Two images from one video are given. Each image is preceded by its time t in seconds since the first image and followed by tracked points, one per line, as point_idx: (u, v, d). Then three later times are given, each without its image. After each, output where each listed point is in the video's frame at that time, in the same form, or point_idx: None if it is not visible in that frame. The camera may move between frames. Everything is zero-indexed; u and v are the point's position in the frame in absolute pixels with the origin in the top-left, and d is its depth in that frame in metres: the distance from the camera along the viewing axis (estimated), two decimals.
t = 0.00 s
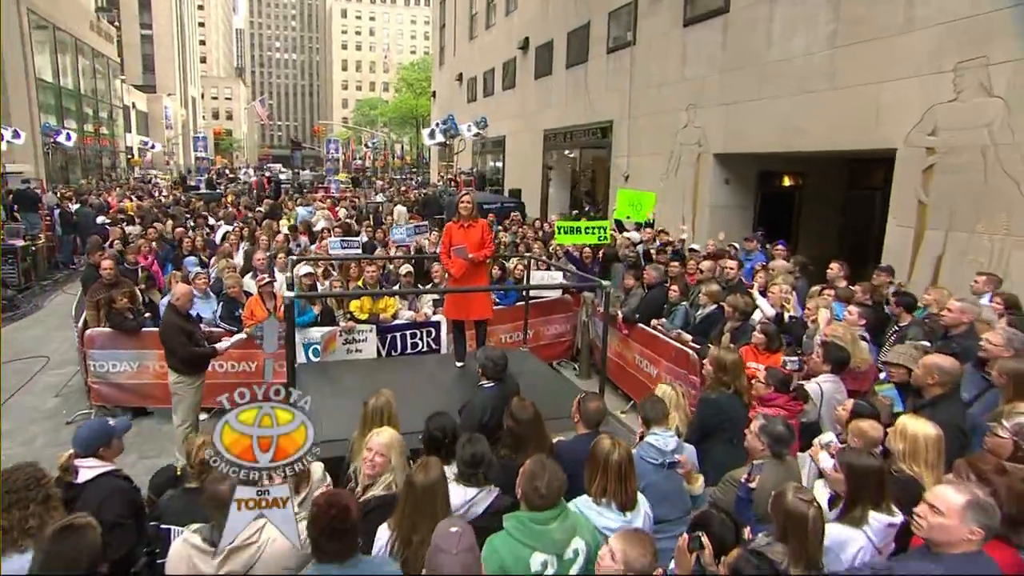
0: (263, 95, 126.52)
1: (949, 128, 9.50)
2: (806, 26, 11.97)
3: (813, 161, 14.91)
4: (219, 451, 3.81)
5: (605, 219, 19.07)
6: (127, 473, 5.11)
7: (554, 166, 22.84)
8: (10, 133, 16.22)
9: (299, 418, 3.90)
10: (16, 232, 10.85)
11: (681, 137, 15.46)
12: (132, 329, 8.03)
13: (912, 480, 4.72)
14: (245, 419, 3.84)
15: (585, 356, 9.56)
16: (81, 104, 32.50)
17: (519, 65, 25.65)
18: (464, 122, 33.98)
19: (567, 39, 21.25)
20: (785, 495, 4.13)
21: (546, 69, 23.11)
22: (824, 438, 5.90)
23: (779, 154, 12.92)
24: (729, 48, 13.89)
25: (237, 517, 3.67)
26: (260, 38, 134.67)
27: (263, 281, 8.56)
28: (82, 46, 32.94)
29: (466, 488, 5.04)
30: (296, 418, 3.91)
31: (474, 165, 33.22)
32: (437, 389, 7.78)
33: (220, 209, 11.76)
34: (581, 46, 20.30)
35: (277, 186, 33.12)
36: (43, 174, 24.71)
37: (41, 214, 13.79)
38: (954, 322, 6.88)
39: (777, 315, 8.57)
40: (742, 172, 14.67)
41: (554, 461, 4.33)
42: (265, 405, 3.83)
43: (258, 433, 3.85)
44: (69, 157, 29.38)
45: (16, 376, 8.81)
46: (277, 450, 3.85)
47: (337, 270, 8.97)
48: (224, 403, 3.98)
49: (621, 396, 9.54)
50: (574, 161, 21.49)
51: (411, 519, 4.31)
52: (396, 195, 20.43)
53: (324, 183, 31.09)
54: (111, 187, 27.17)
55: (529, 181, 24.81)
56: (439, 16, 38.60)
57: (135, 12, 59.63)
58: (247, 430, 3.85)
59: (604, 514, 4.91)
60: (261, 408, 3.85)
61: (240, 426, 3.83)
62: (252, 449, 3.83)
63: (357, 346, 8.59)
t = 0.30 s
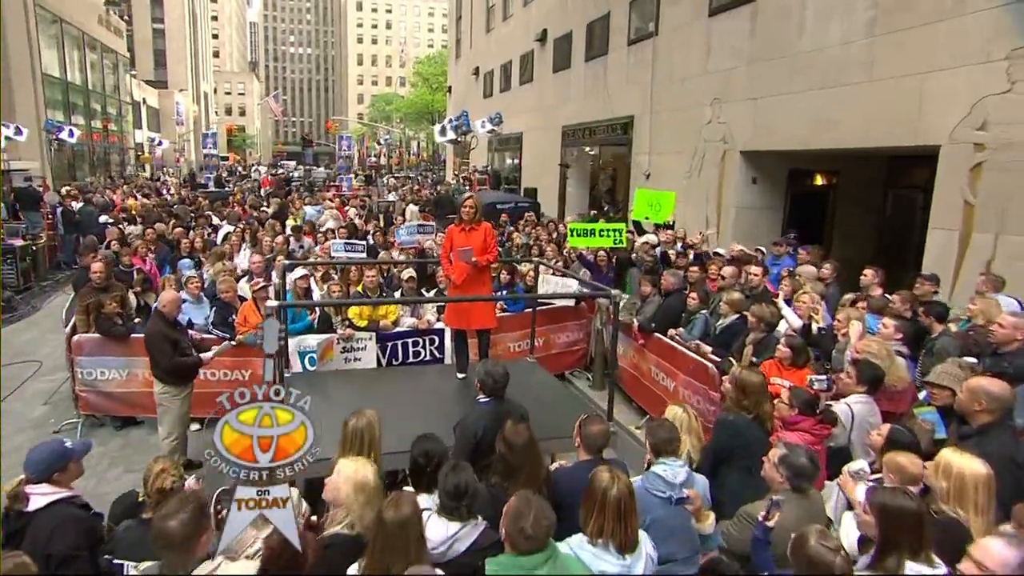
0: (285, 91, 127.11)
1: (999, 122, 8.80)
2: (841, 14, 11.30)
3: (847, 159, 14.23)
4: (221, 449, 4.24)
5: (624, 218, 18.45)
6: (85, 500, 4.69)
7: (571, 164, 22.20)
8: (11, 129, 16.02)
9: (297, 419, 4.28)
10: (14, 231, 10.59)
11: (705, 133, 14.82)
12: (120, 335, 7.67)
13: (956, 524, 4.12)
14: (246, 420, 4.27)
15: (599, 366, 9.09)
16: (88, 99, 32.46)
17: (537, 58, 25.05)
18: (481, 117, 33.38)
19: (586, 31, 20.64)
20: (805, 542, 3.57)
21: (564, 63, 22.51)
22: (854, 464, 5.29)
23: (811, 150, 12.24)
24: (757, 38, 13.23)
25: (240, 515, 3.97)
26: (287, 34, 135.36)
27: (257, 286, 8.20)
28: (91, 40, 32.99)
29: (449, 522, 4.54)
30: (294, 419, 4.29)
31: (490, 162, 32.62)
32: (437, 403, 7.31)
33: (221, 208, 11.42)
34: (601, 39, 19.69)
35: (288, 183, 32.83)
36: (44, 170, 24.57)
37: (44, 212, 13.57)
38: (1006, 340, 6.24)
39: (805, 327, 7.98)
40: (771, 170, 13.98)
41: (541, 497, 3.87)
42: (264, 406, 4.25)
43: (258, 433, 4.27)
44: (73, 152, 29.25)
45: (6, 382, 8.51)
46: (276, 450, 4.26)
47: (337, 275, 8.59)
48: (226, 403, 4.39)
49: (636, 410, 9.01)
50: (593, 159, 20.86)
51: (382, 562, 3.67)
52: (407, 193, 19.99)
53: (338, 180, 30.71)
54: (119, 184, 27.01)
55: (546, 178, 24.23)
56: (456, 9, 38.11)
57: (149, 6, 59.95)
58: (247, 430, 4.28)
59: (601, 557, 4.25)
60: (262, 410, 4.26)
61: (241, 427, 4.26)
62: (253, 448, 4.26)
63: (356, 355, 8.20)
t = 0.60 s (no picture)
0: (310, 88, 127.78)
1: None
2: (879, 2, 10.64)
3: (884, 156, 13.56)
4: (221, 447, 4.54)
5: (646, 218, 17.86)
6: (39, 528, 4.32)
7: (590, 162, 21.62)
8: (16, 126, 15.89)
9: (297, 420, 4.59)
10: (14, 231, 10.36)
11: (732, 130, 14.19)
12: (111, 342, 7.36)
13: None
14: (246, 420, 4.56)
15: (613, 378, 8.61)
16: (100, 96, 32.57)
17: (557, 51, 24.48)
18: (499, 114, 32.88)
19: (608, 24, 20.05)
20: None
21: (584, 56, 21.93)
22: (888, 499, 4.89)
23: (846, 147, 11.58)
24: (787, 29, 12.59)
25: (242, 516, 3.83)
26: (316, 30, 136.11)
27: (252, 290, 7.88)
28: (103, 36, 33.05)
29: (427, 562, 4.03)
30: (294, 420, 4.59)
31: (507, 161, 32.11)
32: (438, 418, 6.89)
33: (227, 207, 11.11)
34: (623, 31, 19.10)
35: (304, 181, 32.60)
36: (51, 167, 24.57)
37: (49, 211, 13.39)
38: None
39: (834, 340, 7.41)
40: (803, 169, 13.32)
41: (526, 541, 3.56)
42: (264, 407, 4.55)
43: (258, 433, 4.57)
44: (83, 150, 29.30)
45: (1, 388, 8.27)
46: (276, 450, 4.58)
47: (337, 280, 8.26)
48: (226, 403, 4.67)
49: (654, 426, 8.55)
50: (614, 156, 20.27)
51: None
52: (420, 192, 19.57)
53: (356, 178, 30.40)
54: (132, 182, 26.95)
55: (565, 176, 23.68)
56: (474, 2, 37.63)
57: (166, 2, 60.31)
58: (247, 431, 4.58)
59: None
60: (262, 411, 4.56)
61: (242, 427, 4.56)
62: (253, 448, 4.59)
63: (352, 363, 7.92)
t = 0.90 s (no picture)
0: (340, 84, 128.39)
1: None
2: None
3: (925, 157, 13.00)
4: (220, 449, 4.18)
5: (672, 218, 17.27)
6: None
7: (612, 160, 21.06)
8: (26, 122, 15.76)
9: (298, 419, 4.21)
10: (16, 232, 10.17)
11: (762, 126, 13.56)
12: (103, 348, 7.07)
13: None
14: (245, 420, 4.20)
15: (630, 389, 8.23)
16: (115, 93, 32.69)
17: (580, 45, 23.92)
18: (521, 110, 32.39)
19: (633, 16, 19.46)
20: None
21: (607, 50, 21.36)
22: (924, 540, 4.28)
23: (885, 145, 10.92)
24: (822, 19, 11.96)
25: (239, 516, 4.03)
26: (347, 27, 136.75)
27: (252, 294, 7.57)
28: (116, 32, 33.17)
29: None
30: (294, 419, 4.21)
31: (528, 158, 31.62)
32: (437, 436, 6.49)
33: (233, 206, 10.82)
34: (648, 24, 18.51)
35: (324, 179, 32.37)
36: (63, 164, 24.56)
37: (56, 210, 13.23)
38: None
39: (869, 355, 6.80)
40: (839, 167, 12.64)
41: None
42: (264, 406, 4.18)
43: (258, 433, 4.21)
44: (96, 147, 29.35)
45: None
46: (276, 450, 4.20)
47: (338, 284, 7.92)
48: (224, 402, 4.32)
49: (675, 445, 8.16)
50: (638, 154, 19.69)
51: None
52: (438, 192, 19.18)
53: (377, 175, 30.09)
54: (149, 179, 26.91)
55: (588, 173, 23.14)
56: None
57: None
58: (247, 430, 4.22)
59: None
60: (261, 410, 4.19)
61: (241, 427, 4.20)
62: (253, 448, 4.22)
63: (353, 370, 7.59)
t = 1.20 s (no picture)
0: (369, 80, 128.85)
1: None
2: None
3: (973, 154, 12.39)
4: (220, 448, 4.03)
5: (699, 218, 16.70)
6: None
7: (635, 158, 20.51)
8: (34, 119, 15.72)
9: (298, 419, 4.02)
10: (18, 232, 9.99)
11: (794, 122, 12.94)
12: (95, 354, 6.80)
13: None
14: (245, 419, 4.03)
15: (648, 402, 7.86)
16: (128, 90, 32.86)
17: (603, 38, 23.37)
18: (542, 106, 31.89)
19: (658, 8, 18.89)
20: None
21: (632, 43, 20.80)
22: None
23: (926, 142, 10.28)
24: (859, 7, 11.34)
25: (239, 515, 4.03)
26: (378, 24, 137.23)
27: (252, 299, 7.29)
28: (131, 28, 33.30)
29: None
30: (294, 419, 4.03)
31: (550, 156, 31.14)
32: (437, 452, 6.11)
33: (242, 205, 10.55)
34: (674, 15, 17.94)
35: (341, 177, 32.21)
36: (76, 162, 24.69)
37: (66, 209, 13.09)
38: None
39: (909, 372, 6.25)
40: (875, 165, 11.97)
41: None
42: (263, 406, 3.99)
43: (257, 433, 4.02)
44: (106, 144, 29.48)
45: None
46: (276, 450, 4.02)
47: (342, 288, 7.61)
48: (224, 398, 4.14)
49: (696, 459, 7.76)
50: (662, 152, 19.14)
51: None
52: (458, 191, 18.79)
53: (393, 173, 29.87)
54: (161, 178, 26.96)
55: (612, 170, 22.60)
56: None
57: None
58: (247, 429, 4.04)
59: None
60: (260, 409, 4.00)
61: (241, 426, 4.03)
62: (252, 448, 4.04)
63: (357, 377, 7.23)
